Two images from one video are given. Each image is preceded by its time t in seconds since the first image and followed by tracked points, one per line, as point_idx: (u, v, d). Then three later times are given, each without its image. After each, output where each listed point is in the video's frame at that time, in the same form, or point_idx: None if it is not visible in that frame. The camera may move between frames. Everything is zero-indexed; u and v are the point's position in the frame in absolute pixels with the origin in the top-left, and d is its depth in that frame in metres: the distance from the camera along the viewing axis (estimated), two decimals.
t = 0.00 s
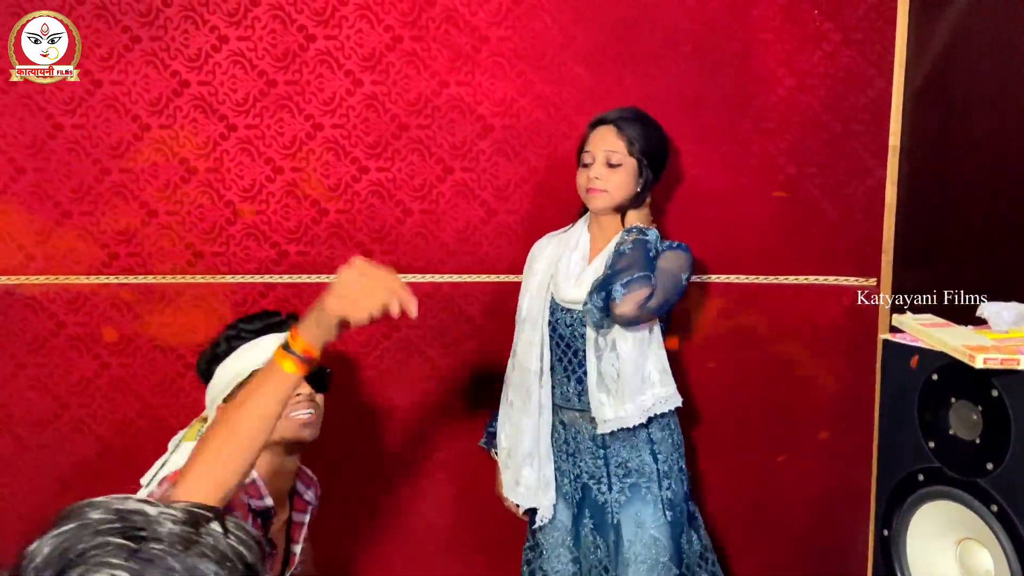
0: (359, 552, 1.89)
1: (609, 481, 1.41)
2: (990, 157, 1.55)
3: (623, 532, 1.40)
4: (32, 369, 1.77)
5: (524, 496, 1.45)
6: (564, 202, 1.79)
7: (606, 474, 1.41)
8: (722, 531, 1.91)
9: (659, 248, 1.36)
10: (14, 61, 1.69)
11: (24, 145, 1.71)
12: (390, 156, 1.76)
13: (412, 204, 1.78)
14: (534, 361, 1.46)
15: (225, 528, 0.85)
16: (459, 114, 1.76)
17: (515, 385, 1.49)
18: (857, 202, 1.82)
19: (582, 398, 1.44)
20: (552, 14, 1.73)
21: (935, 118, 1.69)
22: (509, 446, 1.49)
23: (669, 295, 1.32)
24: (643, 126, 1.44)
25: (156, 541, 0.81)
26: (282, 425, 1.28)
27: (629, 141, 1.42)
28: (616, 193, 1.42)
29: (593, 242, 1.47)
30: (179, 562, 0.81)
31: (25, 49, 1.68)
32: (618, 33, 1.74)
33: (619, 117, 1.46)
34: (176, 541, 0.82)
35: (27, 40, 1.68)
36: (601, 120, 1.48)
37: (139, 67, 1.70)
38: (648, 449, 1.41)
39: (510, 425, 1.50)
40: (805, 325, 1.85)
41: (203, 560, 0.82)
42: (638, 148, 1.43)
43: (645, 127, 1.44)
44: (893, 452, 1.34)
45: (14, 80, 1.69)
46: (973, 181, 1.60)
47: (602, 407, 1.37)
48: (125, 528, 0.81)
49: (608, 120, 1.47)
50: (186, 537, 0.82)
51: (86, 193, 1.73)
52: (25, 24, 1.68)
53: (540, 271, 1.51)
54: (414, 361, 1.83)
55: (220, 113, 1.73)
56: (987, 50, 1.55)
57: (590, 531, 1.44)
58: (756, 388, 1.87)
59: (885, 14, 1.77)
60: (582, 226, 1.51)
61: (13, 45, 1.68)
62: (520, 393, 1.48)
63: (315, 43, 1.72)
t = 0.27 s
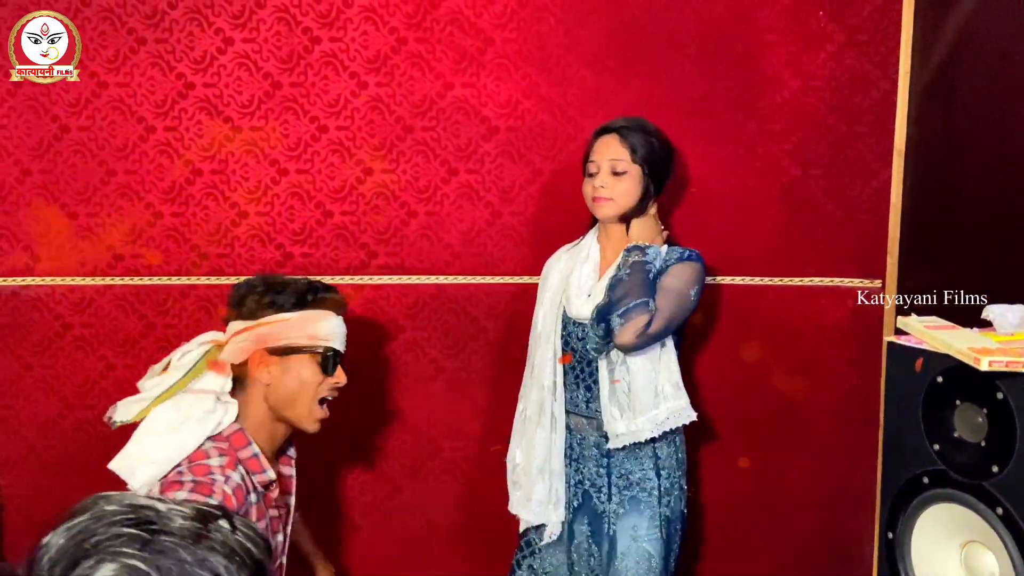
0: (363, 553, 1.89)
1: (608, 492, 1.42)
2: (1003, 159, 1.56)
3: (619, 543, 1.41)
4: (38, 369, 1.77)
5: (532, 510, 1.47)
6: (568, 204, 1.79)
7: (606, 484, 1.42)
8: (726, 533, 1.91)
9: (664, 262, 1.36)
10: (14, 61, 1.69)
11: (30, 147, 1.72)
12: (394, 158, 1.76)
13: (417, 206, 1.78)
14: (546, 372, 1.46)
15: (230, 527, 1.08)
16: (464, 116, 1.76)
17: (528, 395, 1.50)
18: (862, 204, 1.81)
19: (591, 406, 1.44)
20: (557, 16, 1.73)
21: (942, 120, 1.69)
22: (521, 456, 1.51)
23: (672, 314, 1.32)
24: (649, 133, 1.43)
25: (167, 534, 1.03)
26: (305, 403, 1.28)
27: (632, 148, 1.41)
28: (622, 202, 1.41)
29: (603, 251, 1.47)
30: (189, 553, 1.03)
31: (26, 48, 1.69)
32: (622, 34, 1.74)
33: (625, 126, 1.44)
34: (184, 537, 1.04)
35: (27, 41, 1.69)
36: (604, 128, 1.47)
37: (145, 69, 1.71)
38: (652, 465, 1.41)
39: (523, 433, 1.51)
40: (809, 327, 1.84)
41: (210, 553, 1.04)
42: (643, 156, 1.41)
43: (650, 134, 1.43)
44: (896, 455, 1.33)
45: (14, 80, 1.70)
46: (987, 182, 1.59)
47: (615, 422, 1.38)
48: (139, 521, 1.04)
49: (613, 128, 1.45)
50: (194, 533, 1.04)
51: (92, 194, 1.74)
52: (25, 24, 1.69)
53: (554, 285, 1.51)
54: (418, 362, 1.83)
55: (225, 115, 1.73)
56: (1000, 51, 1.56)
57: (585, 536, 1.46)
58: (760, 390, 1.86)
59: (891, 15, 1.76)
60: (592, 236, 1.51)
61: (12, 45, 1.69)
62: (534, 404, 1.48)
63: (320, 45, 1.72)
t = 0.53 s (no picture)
0: (367, 552, 1.89)
1: (631, 496, 1.41)
2: (1001, 156, 1.55)
3: (647, 548, 1.40)
4: (42, 369, 1.78)
5: (552, 518, 1.46)
6: (572, 204, 1.79)
7: (628, 489, 1.42)
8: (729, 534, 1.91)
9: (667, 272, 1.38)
10: (14, 61, 1.70)
11: (34, 147, 1.72)
12: (398, 158, 1.77)
13: (420, 205, 1.78)
14: (550, 379, 1.46)
15: (235, 522, 1.04)
16: (467, 116, 1.76)
17: (533, 404, 1.50)
18: (866, 204, 1.81)
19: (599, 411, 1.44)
20: (560, 16, 1.74)
21: (945, 119, 1.69)
22: (532, 465, 1.49)
23: (673, 325, 1.35)
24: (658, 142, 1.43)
25: (176, 522, 1.00)
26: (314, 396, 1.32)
27: (643, 157, 1.41)
28: (628, 209, 1.42)
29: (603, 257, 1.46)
30: (197, 543, 0.99)
31: (25, 48, 1.69)
32: (626, 34, 1.74)
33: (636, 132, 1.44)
34: (192, 529, 1.00)
35: (27, 41, 1.69)
36: (614, 133, 1.47)
37: (149, 69, 1.71)
38: (670, 463, 1.41)
39: (530, 441, 1.50)
40: (813, 327, 1.84)
41: (219, 543, 1.00)
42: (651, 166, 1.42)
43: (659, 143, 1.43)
44: (901, 453, 1.33)
45: (14, 80, 1.70)
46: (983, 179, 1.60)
47: (618, 426, 1.38)
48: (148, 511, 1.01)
49: (623, 133, 1.45)
50: (203, 524, 1.01)
51: (96, 194, 1.74)
52: (25, 24, 1.69)
53: (551, 289, 1.51)
54: (422, 362, 1.83)
55: (229, 115, 1.73)
56: (999, 48, 1.55)
57: (616, 546, 1.45)
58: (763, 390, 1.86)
59: (894, 15, 1.76)
60: (591, 239, 1.50)
61: (13, 45, 1.69)
62: (537, 412, 1.48)
63: (323, 45, 1.72)
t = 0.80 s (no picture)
0: (371, 551, 1.89)
1: (623, 488, 1.44)
2: (1005, 155, 1.55)
3: (637, 539, 1.43)
4: (46, 368, 1.78)
5: (551, 508, 1.46)
6: (574, 203, 1.79)
7: (621, 481, 1.44)
8: (731, 532, 1.91)
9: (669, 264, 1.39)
10: (14, 61, 1.70)
11: (38, 147, 1.73)
12: (401, 157, 1.77)
13: (423, 205, 1.79)
14: (557, 368, 1.47)
15: (244, 518, 0.79)
16: (470, 115, 1.76)
17: (538, 393, 1.51)
18: (868, 203, 1.81)
19: (601, 405, 1.45)
20: (563, 15, 1.74)
21: (949, 118, 1.69)
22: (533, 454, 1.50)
23: (676, 321, 1.36)
24: (647, 133, 1.43)
25: (180, 518, 0.74)
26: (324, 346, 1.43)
27: (625, 147, 1.42)
28: (623, 200, 1.44)
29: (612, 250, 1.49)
30: (201, 537, 0.73)
31: (26, 48, 1.69)
32: (628, 33, 1.74)
33: (625, 124, 1.45)
34: (199, 522, 0.75)
35: (28, 41, 1.69)
36: (603, 128, 1.47)
37: (152, 69, 1.72)
38: (665, 459, 1.44)
39: (531, 430, 1.51)
40: (816, 326, 1.84)
41: (225, 538, 0.74)
42: (644, 158, 1.42)
43: (650, 134, 1.43)
44: (904, 452, 1.32)
45: (15, 80, 1.71)
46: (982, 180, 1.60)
47: (618, 419, 1.39)
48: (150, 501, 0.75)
49: (610, 127, 1.46)
50: (209, 516, 0.76)
51: (99, 194, 1.75)
52: (26, 24, 1.69)
53: (562, 281, 1.52)
54: (425, 361, 1.83)
55: (232, 115, 1.74)
56: (1000, 49, 1.55)
57: (604, 535, 1.47)
58: (766, 388, 1.86)
59: (897, 13, 1.76)
60: (603, 231, 1.52)
61: (14, 45, 1.69)
62: (542, 401, 1.49)
63: (326, 45, 1.73)
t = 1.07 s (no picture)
0: (372, 550, 1.89)
1: (622, 480, 1.44)
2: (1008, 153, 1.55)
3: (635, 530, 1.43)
4: (47, 368, 1.78)
5: (554, 496, 1.47)
6: (575, 202, 1.79)
7: (619, 473, 1.44)
8: (731, 532, 1.91)
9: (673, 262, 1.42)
10: (14, 61, 1.70)
11: (39, 147, 1.73)
12: (402, 157, 1.77)
13: (424, 204, 1.79)
14: (556, 361, 1.48)
15: (246, 515, 0.78)
16: (471, 114, 1.76)
17: (534, 384, 1.51)
18: (870, 201, 1.81)
19: (597, 397, 1.47)
20: (564, 14, 1.74)
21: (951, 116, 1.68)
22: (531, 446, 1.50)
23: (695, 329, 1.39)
24: (654, 135, 1.44)
25: (181, 516, 0.75)
26: (347, 252, 1.39)
27: (634, 148, 1.43)
28: (627, 202, 1.45)
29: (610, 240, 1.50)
30: (202, 535, 0.73)
31: (27, 48, 1.69)
32: (629, 32, 1.74)
33: (631, 123, 1.45)
34: (200, 520, 0.75)
35: (28, 41, 1.69)
36: (607, 124, 1.48)
37: (153, 69, 1.72)
38: (662, 450, 1.43)
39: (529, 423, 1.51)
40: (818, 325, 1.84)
41: (225, 535, 0.75)
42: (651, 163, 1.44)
43: (658, 137, 1.44)
44: (905, 450, 1.32)
45: (15, 80, 1.71)
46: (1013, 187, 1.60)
47: (617, 410, 1.42)
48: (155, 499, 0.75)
49: (615, 125, 1.46)
50: (210, 515, 0.76)
51: (100, 194, 1.75)
52: (27, 24, 1.69)
53: (557, 271, 1.53)
54: (426, 360, 1.83)
55: (233, 114, 1.74)
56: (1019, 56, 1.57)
57: (603, 527, 1.48)
58: (767, 387, 1.86)
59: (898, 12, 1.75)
60: (597, 224, 1.54)
61: (14, 45, 1.69)
62: (539, 392, 1.49)
63: (327, 44, 1.72)
